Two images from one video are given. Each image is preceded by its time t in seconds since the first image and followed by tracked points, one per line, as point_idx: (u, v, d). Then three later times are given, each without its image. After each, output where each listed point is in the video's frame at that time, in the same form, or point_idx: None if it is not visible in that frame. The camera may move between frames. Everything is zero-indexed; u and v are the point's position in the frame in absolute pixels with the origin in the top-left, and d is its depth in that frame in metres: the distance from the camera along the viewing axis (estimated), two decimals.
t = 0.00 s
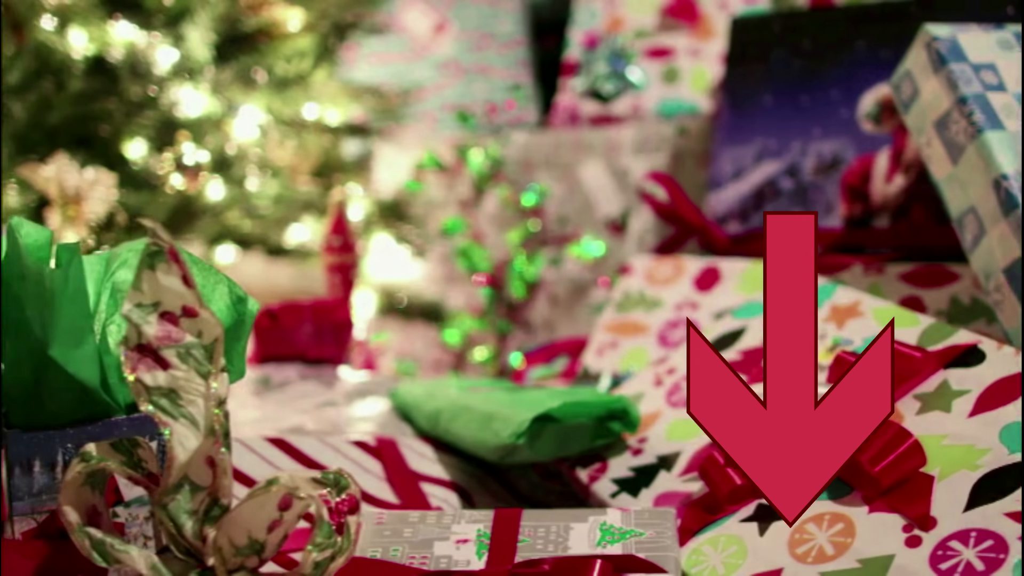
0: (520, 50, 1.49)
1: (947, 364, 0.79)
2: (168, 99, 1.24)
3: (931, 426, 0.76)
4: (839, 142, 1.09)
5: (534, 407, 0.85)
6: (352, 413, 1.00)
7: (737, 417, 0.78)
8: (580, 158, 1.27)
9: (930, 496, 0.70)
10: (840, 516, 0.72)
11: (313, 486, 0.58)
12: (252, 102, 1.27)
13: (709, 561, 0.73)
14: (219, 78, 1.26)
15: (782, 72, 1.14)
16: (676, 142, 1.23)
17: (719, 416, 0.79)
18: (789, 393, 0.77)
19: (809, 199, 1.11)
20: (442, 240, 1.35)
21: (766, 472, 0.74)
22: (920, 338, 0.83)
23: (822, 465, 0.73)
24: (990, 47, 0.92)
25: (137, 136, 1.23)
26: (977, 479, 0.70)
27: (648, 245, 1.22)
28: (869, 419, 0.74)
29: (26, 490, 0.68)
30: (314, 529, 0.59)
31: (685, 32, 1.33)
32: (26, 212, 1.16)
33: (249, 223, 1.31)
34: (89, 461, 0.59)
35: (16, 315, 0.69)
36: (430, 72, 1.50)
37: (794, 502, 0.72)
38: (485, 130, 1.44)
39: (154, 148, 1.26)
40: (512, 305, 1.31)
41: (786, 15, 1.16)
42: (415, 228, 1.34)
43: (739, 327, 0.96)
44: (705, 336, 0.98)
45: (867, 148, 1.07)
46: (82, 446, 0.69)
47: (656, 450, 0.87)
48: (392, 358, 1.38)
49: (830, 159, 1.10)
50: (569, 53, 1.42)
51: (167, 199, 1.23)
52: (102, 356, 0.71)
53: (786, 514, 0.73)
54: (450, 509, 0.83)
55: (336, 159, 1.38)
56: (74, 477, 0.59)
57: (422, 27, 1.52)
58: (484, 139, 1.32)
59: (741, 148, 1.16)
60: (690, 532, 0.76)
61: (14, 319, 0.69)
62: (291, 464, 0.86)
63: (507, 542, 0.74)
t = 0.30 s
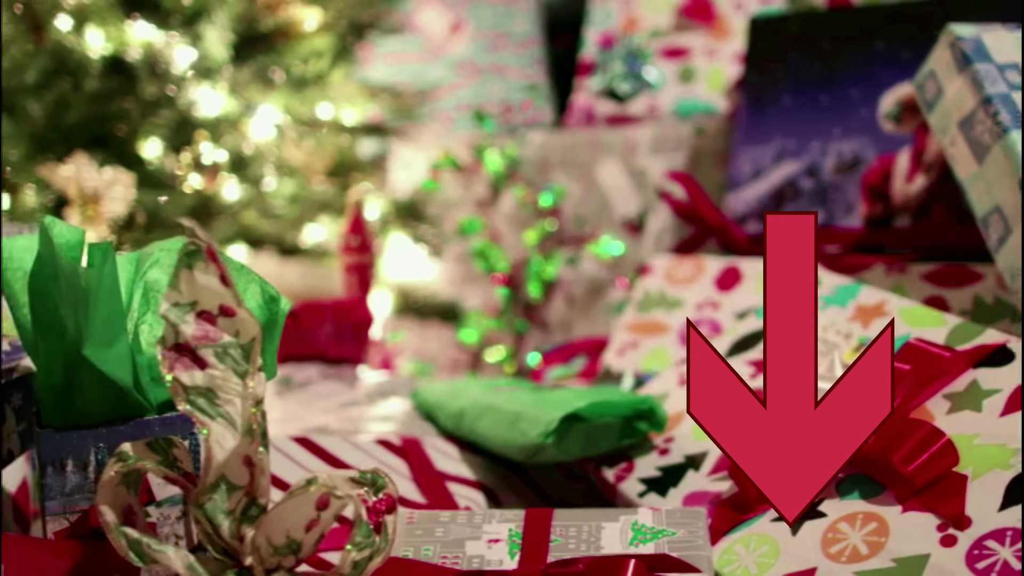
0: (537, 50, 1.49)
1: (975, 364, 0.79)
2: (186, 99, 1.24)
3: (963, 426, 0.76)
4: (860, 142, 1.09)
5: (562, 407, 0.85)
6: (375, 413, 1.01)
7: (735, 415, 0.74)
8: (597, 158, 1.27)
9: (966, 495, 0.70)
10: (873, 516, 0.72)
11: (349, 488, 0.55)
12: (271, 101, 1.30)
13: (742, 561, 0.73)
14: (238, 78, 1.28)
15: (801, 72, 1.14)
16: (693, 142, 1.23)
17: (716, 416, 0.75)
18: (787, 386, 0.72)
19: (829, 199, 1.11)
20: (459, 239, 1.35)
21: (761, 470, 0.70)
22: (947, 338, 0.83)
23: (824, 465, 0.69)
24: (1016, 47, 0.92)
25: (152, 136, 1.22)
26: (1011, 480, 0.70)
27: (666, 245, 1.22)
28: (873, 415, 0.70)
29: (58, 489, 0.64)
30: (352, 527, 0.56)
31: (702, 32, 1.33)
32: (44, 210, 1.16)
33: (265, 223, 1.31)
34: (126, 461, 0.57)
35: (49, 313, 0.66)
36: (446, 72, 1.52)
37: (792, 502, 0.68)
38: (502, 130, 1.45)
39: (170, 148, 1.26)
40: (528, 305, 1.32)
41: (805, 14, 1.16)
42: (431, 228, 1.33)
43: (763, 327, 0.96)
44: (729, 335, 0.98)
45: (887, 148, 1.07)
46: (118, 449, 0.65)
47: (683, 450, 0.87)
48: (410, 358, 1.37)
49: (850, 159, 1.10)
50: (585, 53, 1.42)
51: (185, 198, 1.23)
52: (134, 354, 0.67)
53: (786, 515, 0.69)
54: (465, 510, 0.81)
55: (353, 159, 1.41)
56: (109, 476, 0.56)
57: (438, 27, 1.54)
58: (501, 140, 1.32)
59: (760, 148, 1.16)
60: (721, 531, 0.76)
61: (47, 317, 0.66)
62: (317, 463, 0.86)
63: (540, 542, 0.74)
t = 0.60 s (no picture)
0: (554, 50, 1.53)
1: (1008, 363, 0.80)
2: (208, 98, 1.27)
3: (999, 426, 0.76)
4: (881, 141, 1.09)
5: (592, 407, 0.85)
6: (401, 413, 1.01)
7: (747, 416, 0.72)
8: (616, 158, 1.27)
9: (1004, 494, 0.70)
10: (910, 515, 0.72)
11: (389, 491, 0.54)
12: (291, 101, 1.31)
13: (778, 561, 0.73)
14: (258, 78, 1.30)
15: (823, 71, 1.14)
16: (713, 143, 1.23)
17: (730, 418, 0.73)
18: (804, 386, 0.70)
19: (852, 198, 1.11)
20: (478, 240, 1.37)
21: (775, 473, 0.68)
22: (979, 336, 0.83)
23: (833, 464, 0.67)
24: None
25: (169, 135, 1.25)
26: None
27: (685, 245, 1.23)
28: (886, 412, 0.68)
29: (95, 489, 0.64)
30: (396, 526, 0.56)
31: (719, 32, 1.33)
32: (65, 211, 1.16)
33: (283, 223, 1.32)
34: (168, 460, 0.56)
35: (87, 313, 0.64)
36: (463, 71, 1.53)
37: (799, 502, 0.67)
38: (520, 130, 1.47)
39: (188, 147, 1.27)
40: (547, 305, 1.33)
41: (827, 14, 1.16)
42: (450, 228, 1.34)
43: (790, 326, 0.96)
44: (756, 335, 0.98)
45: (909, 148, 1.07)
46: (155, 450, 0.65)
47: (713, 449, 0.87)
48: (428, 358, 1.38)
49: (873, 159, 1.10)
50: (602, 53, 1.43)
51: (204, 199, 1.24)
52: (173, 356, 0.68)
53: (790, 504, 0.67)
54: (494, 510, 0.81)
55: (371, 159, 1.41)
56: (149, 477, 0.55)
57: (455, 28, 1.55)
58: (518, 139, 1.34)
59: (782, 148, 1.16)
60: (757, 529, 0.76)
61: (84, 317, 0.64)
62: (346, 462, 0.86)
63: (575, 542, 0.74)
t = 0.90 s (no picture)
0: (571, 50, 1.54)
1: None
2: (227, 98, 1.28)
3: None
4: (904, 141, 1.09)
5: (623, 407, 0.85)
6: (427, 412, 1.02)
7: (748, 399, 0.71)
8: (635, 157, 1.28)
9: None
10: (947, 514, 0.72)
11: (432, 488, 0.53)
12: (310, 100, 1.32)
13: (813, 560, 0.73)
14: (277, 78, 1.32)
15: (845, 71, 1.14)
16: (733, 142, 1.24)
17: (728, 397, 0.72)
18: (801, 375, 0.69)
19: (874, 198, 1.11)
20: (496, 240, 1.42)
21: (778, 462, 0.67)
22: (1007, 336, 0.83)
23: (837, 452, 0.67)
24: None
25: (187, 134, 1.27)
26: None
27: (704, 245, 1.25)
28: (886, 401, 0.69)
29: (131, 488, 0.65)
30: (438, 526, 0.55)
31: (737, 32, 1.33)
32: (84, 210, 1.18)
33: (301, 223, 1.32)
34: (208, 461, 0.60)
35: (123, 313, 0.65)
36: (480, 71, 1.55)
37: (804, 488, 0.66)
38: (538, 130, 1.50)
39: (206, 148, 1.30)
40: (566, 305, 1.37)
41: (849, 14, 1.16)
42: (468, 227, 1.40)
43: (817, 326, 0.96)
44: (783, 336, 0.98)
45: (933, 148, 1.07)
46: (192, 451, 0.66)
47: (743, 449, 0.87)
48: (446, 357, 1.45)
49: (895, 158, 1.10)
50: (620, 53, 1.43)
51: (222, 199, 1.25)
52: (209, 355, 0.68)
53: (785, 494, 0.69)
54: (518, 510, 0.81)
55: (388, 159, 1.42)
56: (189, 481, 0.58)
57: (473, 28, 1.56)
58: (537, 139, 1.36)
59: (803, 148, 1.17)
60: (792, 529, 0.76)
61: (119, 316, 0.65)
62: (376, 462, 0.86)
63: (611, 541, 0.74)
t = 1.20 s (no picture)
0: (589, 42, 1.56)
1: None
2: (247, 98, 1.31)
3: None
4: (926, 141, 1.09)
5: (652, 407, 0.85)
6: (452, 412, 1.02)
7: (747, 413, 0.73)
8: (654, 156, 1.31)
9: None
10: (983, 514, 0.72)
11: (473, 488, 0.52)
12: (330, 100, 1.35)
13: (849, 559, 0.73)
14: (297, 78, 1.35)
15: (866, 71, 1.15)
16: (753, 142, 1.26)
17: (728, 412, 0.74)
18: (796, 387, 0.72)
19: (896, 198, 1.11)
20: (516, 241, 1.46)
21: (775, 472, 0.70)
22: None
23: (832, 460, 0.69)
24: None
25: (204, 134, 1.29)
26: None
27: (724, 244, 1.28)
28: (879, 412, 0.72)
29: (167, 488, 0.67)
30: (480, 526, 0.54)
31: (755, 32, 1.34)
32: (103, 210, 1.20)
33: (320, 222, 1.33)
34: (249, 461, 0.61)
35: (160, 313, 0.65)
36: (497, 71, 1.58)
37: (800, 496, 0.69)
38: (555, 129, 1.54)
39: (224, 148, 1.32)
40: (584, 303, 1.43)
41: (870, 14, 1.16)
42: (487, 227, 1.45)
43: (844, 326, 0.96)
44: (809, 335, 0.98)
45: (955, 148, 1.07)
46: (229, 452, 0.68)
47: (773, 449, 0.87)
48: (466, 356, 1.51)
49: (917, 158, 1.10)
50: (637, 53, 1.43)
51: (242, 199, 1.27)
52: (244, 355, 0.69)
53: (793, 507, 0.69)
54: (552, 510, 0.80)
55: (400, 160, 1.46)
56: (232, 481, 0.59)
57: (490, 27, 1.60)
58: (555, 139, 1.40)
59: (824, 149, 1.17)
60: (826, 528, 0.76)
61: (157, 316, 0.65)
62: (405, 462, 0.86)
63: (646, 541, 0.74)
